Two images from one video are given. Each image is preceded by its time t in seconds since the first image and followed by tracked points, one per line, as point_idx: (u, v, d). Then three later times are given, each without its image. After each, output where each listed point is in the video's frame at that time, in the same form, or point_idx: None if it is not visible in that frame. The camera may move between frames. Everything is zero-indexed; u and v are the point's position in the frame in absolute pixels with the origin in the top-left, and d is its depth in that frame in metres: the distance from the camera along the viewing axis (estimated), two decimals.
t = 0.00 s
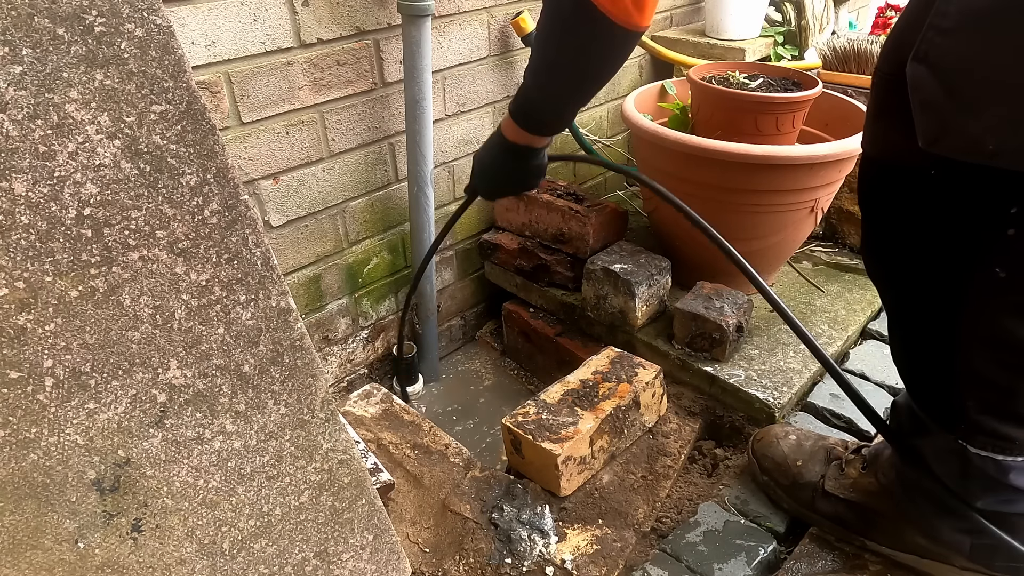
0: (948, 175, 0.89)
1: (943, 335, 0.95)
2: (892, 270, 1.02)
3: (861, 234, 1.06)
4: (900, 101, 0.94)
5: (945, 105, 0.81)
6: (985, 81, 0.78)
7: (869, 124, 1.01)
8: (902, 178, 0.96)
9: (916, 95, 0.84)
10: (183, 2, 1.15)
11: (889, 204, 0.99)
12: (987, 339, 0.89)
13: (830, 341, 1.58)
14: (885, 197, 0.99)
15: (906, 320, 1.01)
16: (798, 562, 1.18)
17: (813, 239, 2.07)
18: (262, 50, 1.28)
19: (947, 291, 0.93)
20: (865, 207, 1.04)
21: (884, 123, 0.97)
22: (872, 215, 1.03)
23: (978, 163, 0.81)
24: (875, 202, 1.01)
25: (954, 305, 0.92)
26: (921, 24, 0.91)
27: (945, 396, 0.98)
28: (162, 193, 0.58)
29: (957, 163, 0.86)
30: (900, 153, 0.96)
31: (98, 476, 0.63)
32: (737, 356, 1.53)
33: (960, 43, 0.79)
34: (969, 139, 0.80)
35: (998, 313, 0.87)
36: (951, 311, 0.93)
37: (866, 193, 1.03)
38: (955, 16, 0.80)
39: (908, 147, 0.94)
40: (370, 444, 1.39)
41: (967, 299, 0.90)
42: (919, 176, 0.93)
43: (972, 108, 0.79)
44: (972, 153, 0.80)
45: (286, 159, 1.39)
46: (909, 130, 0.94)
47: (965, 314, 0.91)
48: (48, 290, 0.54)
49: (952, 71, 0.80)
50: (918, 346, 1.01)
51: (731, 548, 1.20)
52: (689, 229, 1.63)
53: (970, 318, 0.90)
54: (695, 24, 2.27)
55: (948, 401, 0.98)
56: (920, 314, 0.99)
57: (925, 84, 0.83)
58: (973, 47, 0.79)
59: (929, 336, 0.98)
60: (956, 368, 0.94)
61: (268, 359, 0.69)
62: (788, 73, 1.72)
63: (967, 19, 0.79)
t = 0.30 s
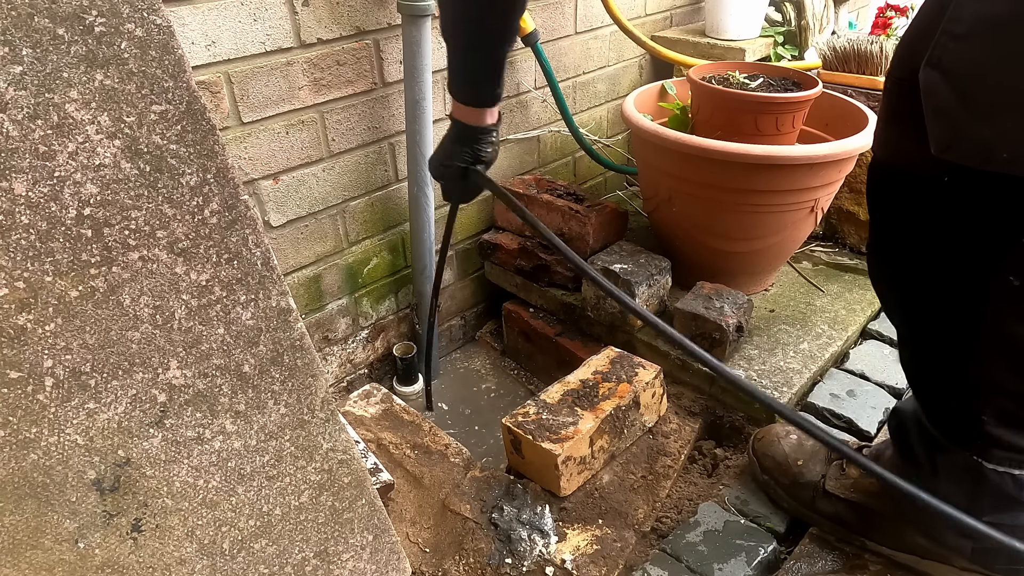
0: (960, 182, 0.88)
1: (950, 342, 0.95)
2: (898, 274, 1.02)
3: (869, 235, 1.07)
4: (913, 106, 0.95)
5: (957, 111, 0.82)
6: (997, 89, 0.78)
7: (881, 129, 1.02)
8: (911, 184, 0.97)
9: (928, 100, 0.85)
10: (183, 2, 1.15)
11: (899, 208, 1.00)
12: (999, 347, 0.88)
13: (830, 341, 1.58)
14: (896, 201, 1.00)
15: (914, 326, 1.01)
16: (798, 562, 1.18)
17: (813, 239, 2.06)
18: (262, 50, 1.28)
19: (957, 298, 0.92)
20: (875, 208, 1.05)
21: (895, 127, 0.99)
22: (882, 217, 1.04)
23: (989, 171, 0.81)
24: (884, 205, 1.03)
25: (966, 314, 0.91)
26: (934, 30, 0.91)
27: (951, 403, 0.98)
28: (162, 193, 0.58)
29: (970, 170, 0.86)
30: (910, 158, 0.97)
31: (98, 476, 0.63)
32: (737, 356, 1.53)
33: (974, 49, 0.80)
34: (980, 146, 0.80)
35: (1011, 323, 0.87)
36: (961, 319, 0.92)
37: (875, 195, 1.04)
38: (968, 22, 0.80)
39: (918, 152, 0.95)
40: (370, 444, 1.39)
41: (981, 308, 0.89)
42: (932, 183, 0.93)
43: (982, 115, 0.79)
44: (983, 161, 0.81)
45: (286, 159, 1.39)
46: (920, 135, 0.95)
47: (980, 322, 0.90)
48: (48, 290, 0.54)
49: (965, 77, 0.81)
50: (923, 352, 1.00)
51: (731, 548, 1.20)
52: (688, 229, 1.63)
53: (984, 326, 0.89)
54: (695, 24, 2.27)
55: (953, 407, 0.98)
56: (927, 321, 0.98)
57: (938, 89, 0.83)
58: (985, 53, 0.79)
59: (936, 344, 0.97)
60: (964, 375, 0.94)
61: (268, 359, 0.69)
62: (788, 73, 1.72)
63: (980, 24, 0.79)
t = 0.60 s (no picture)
0: (959, 184, 0.88)
1: (941, 342, 0.95)
2: (896, 272, 1.00)
3: (869, 235, 1.05)
4: (914, 107, 0.93)
5: (960, 114, 0.82)
6: (1000, 92, 0.79)
7: (883, 130, 0.99)
8: (909, 185, 0.95)
9: (930, 103, 0.85)
10: (183, 2, 1.15)
11: (895, 209, 0.98)
12: (992, 349, 0.90)
13: (830, 341, 1.58)
14: (892, 202, 0.98)
15: (908, 326, 1.01)
16: (798, 562, 1.18)
17: (813, 239, 2.06)
18: (262, 50, 1.28)
19: (954, 300, 0.92)
20: (875, 209, 1.02)
21: (897, 128, 0.96)
22: (879, 217, 1.01)
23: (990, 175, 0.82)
24: (881, 205, 1.01)
25: (959, 315, 0.92)
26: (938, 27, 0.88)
27: (940, 406, 0.99)
28: (162, 193, 0.58)
29: (970, 173, 0.86)
30: (910, 159, 0.94)
31: (98, 476, 0.63)
32: (737, 356, 1.53)
33: (977, 51, 0.80)
34: (983, 150, 0.81)
35: (1005, 327, 0.88)
36: (952, 321, 0.93)
37: (875, 196, 1.02)
38: (971, 24, 0.80)
39: (920, 155, 0.93)
40: (370, 444, 1.39)
41: (977, 311, 0.90)
42: (928, 185, 0.92)
43: (984, 118, 0.80)
44: (985, 165, 0.82)
45: (286, 159, 1.39)
46: (919, 136, 0.93)
47: (976, 324, 0.90)
48: (48, 290, 0.54)
49: (968, 80, 0.81)
50: (916, 352, 1.00)
51: (731, 548, 1.20)
52: (688, 229, 1.63)
53: (979, 328, 0.90)
54: (695, 24, 2.27)
55: (943, 409, 0.99)
56: (919, 320, 0.98)
57: (941, 92, 0.84)
58: (987, 56, 0.79)
59: (930, 345, 0.97)
60: (957, 377, 0.95)
61: (268, 359, 0.69)
62: (788, 73, 1.72)
63: (982, 26, 0.79)
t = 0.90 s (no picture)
0: (944, 181, 0.88)
1: (936, 342, 0.95)
2: (892, 273, 1.00)
3: (863, 236, 1.05)
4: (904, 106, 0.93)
5: (939, 111, 0.82)
6: (976, 88, 0.78)
7: (875, 129, 1.00)
8: (900, 183, 0.95)
9: (912, 100, 0.85)
10: (183, 2, 1.15)
11: (888, 208, 0.98)
12: (980, 344, 0.89)
13: (831, 341, 1.58)
14: (885, 200, 0.98)
15: (904, 326, 1.01)
16: (798, 562, 1.18)
17: (813, 239, 2.06)
18: (262, 50, 1.28)
19: (947, 298, 0.92)
20: (867, 209, 1.02)
21: (889, 125, 0.96)
22: (872, 217, 1.01)
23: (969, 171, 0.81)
24: (872, 204, 1.01)
25: (952, 313, 0.92)
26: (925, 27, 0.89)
27: (934, 403, 0.98)
28: (162, 193, 0.58)
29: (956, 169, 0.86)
30: (900, 157, 0.95)
31: (98, 476, 0.63)
32: (737, 356, 1.53)
33: (957, 47, 0.80)
34: (959, 146, 0.80)
35: (994, 322, 0.87)
36: (946, 319, 0.93)
37: (866, 195, 1.02)
38: (951, 22, 0.81)
39: (909, 153, 0.93)
40: (370, 444, 1.39)
41: (967, 306, 0.89)
42: (914, 182, 0.92)
43: (962, 114, 0.80)
44: (962, 161, 0.81)
45: (286, 159, 1.39)
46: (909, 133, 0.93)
47: (965, 320, 0.90)
48: (48, 290, 0.54)
49: (947, 77, 0.81)
50: (913, 351, 1.00)
51: (731, 548, 1.20)
52: (688, 229, 1.63)
53: (969, 324, 0.90)
54: (695, 24, 2.27)
55: (937, 407, 0.98)
56: (915, 319, 0.98)
57: (921, 89, 0.83)
58: (965, 52, 0.79)
59: (926, 344, 0.97)
60: (949, 374, 0.94)
61: (268, 359, 0.69)
62: (788, 73, 1.73)
63: (961, 24, 0.80)
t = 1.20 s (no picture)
0: (950, 180, 0.88)
1: (941, 342, 0.95)
2: (894, 273, 1.00)
3: (865, 237, 1.05)
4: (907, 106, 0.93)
5: (946, 110, 0.82)
6: (983, 87, 0.79)
7: (876, 130, 1.00)
8: (904, 184, 0.95)
9: (918, 99, 0.85)
10: (183, 2, 1.15)
11: (891, 209, 0.98)
12: (986, 343, 0.89)
13: (831, 341, 1.58)
14: (888, 201, 0.98)
15: (906, 326, 1.01)
16: (798, 562, 1.18)
17: (813, 239, 2.07)
18: (262, 50, 1.28)
19: (952, 298, 0.92)
20: (870, 210, 1.03)
21: (891, 126, 0.97)
22: (875, 218, 1.02)
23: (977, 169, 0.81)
24: (875, 205, 1.01)
25: (957, 313, 0.92)
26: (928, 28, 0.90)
27: (940, 403, 0.98)
28: (162, 193, 0.58)
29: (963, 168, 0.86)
30: (904, 157, 0.95)
31: (98, 476, 0.62)
32: (737, 356, 1.53)
33: (962, 46, 0.80)
34: (967, 144, 0.80)
35: (1001, 322, 0.87)
36: (950, 319, 0.93)
37: (869, 196, 1.02)
38: (956, 21, 0.81)
39: (914, 153, 0.93)
40: (370, 444, 1.39)
41: (973, 307, 0.89)
42: (922, 183, 0.92)
43: (969, 112, 0.80)
44: (971, 159, 0.81)
45: (286, 159, 1.39)
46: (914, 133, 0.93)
47: (971, 320, 0.90)
48: (48, 290, 0.54)
49: (953, 75, 0.81)
50: (915, 351, 1.00)
51: (731, 548, 1.20)
52: (689, 230, 1.63)
53: (975, 324, 0.90)
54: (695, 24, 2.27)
55: (942, 407, 0.98)
56: (917, 319, 0.98)
57: (927, 88, 0.83)
58: (971, 51, 0.79)
59: (928, 344, 0.97)
60: (955, 375, 0.94)
61: (268, 359, 0.69)
62: (788, 73, 1.73)
63: (967, 23, 0.80)
